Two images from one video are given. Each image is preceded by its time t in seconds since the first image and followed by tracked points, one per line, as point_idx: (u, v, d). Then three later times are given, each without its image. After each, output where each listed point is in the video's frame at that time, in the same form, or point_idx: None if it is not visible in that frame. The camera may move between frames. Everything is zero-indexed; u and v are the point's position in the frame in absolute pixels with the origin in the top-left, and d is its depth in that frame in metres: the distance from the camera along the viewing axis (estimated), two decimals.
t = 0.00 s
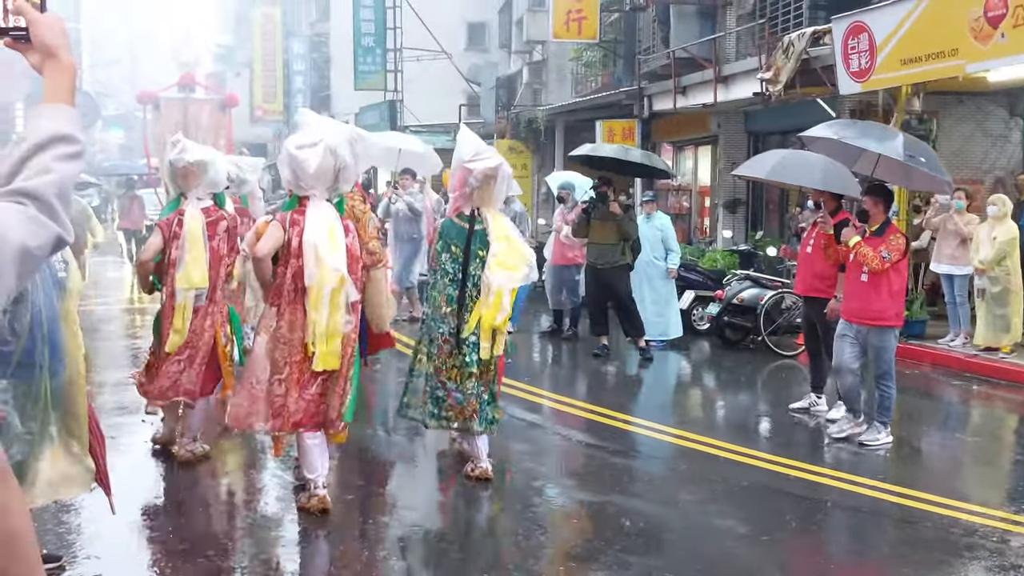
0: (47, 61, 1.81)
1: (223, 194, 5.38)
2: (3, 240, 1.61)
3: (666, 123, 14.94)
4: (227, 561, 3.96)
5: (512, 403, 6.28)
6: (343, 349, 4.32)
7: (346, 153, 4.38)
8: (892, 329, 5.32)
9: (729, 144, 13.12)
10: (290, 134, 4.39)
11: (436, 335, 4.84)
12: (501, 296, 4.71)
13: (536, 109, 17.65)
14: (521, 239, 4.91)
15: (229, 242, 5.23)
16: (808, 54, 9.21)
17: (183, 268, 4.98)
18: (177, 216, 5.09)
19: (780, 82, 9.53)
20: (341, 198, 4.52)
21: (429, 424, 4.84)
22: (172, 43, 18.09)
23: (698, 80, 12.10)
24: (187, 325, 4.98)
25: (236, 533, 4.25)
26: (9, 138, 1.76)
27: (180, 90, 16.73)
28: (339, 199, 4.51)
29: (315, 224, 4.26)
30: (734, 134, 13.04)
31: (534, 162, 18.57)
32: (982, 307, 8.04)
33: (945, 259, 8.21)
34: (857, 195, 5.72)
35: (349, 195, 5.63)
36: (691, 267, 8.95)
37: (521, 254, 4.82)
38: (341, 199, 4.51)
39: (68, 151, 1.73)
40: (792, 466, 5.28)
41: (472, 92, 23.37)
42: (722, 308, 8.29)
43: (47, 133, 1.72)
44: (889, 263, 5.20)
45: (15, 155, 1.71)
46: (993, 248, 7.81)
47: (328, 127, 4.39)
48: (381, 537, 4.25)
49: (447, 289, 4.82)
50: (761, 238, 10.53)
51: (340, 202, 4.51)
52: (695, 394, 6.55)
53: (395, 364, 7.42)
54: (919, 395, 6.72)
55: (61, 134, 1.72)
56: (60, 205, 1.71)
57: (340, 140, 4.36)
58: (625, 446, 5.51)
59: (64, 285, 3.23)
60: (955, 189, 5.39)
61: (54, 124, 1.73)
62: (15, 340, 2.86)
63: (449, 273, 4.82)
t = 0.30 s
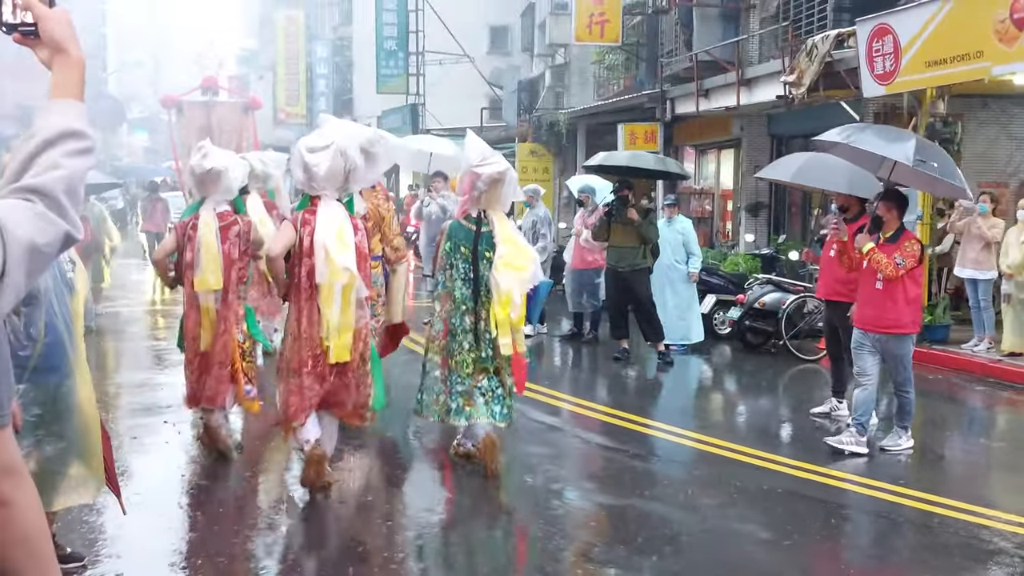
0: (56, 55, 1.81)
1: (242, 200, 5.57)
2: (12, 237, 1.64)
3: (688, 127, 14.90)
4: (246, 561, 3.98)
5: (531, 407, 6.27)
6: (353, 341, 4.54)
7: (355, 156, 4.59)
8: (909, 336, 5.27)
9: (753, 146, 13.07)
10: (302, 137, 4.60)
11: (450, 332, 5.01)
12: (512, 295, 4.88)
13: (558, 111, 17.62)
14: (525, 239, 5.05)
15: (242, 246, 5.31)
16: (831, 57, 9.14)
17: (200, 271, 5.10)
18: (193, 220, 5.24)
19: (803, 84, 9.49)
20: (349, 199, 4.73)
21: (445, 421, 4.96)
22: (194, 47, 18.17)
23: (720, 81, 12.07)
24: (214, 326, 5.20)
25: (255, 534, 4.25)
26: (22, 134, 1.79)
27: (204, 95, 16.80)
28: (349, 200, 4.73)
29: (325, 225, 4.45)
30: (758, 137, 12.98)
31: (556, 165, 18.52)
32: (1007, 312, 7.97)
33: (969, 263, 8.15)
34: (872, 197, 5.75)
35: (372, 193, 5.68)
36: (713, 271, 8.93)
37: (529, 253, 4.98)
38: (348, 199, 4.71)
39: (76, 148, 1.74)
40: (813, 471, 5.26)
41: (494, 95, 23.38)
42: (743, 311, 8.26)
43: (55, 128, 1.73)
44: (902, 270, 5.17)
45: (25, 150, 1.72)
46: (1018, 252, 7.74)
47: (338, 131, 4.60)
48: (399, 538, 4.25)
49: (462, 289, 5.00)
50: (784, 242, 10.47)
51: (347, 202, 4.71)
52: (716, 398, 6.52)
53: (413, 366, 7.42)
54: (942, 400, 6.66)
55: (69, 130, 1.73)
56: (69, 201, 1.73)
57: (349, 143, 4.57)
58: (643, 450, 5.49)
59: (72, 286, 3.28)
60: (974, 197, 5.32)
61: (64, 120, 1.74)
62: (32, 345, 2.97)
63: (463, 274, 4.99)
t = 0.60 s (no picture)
0: (70, 61, 1.80)
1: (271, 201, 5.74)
2: (27, 242, 1.62)
3: (709, 129, 14.84)
4: (265, 562, 3.99)
5: (550, 410, 6.26)
6: (367, 337, 4.63)
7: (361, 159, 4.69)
8: (910, 341, 5.22)
9: (775, 148, 13.01)
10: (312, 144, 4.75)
11: (458, 328, 5.23)
12: (518, 293, 5.11)
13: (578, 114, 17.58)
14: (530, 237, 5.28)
15: (265, 245, 5.49)
16: (854, 58, 9.08)
17: (222, 267, 5.25)
18: (218, 217, 5.39)
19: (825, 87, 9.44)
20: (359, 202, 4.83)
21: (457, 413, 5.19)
22: (214, 50, 18.20)
23: (742, 84, 12.02)
24: (232, 319, 5.30)
25: (274, 534, 4.27)
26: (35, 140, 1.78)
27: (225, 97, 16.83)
28: (358, 203, 4.82)
29: (333, 228, 4.58)
30: (780, 139, 12.91)
31: (576, 168, 18.48)
32: None
33: (994, 266, 8.08)
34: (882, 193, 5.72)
35: (390, 197, 5.64)
36: (734, 274, 8.91)
37: (533, 251, 5.21)
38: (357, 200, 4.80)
39: (90, 153, 1.73)
40: (833, 476, 5.23)
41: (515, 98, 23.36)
42: (764, 315, 8.23)
43: (70, 134, 1.72)
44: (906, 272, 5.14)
45: (41, 155, 1.71)
46: None
47: (345, 137, 4.74)
48: (417, 540, 4.25)
49: (469, 287, 5.22)
50: (806, 245, 10.42)
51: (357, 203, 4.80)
52: (735, 402, 6.49)
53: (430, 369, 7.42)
54: (964, 405, 6.61)
55: (83, 135, 1.73)
56: (84, 207, 1.71)
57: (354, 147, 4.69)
58: (663, 454, 5.48)
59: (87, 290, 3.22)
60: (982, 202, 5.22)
61: (78, 125, 1.74)
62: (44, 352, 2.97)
63: (472, 272, 5.21)
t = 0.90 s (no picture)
0: (79, 63, 1.77)
1: (296, 196, 5.98)
2: (38, 246, 1.61)
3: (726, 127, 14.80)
4: (283, 561, 4.00)
5: (567, 411, 6.25)
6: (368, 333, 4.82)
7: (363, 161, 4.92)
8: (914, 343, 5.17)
9: (794, 146, 12.95)
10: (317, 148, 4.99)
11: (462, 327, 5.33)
12: (519, 295, 5.20)
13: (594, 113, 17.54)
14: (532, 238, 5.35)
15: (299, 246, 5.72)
16: (873, 58, 9.04)
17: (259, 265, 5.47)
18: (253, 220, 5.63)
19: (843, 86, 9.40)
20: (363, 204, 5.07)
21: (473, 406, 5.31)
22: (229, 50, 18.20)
23: (761, 83, 11.97)
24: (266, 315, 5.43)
25: (292, 533, 4.29)
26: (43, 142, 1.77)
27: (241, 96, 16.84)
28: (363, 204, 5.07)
29: (336, 228, 4.78)
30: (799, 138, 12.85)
31: (593, 168, 18.45)
32: None
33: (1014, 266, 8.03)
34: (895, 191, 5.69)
35: (405, 197, 5.76)
36: (751, 274, 8.89)
37: (534, 253, 5.28)
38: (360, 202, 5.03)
39: (101, 156, 1.73)
40: (852, 477, 5.21)
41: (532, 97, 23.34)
42: (783, 314, 8.20)
43: (79, 139, 1.72)
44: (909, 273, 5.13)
45: (49, 159, 1.72)
46: None
47: (348, 139, 4.97)
48: (433, 540, 4.26)
49: (473, 287, 5.31)
50: (824, 245, 10.37)
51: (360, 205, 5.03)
52: (752, 403, 6.47)
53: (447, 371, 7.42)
54: (984, 406, 6.57)
55: (93, 139, 1.73)
56: (93, 210, 1.71)
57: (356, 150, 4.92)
58: (680, 454, 5.47)
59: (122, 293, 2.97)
60: (993, 202, 5.19)
61: (89, 128, 1.74)
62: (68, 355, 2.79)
63: (474, 273, 5.30)
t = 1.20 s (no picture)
0: (92, 63, 1.75)
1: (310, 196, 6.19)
2: (52, 246, 1.61)
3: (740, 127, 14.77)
4: (295, 560, 4.00)
5: (582, 411, 6.25)
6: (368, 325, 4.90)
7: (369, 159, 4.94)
8: (921, 345, 5.12)
9: (808, 145, 12.91)
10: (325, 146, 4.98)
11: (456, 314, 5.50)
12: (511, 287, 5.37)
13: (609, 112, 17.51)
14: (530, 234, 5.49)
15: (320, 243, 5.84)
16: (888, 56, 9.01)
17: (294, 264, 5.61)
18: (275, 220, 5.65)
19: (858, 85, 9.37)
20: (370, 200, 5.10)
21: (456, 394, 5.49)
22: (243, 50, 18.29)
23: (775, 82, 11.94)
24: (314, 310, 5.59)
25: (305, 532, 4.30)
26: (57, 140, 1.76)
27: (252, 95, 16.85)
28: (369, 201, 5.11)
29: (343, 224, 4.80)
30: (813, 136, 12.81)
31: (606, 167, 18.42)
32: None
33: None
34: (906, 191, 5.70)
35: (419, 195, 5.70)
36: (766, 273, 8.87)
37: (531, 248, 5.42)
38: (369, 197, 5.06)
39: (114, 156, 1.72)
40: (868, 477, 5.19)
41: (546, 96, 23.30)
42: (797, 314, 8.18)
43: (92, 138, 1.71)
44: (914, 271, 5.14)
45: (63, 160, 1.71)
46: None
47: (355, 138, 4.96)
48: (447, 540, 4.26)
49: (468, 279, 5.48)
50: (839, 244, 10.34)
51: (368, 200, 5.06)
52: (767, 403, 6.45)
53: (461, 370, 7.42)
54: (1000, 406, 6.53)
55: (107, 140, 1.71)
56: (108, 209, 1.70)
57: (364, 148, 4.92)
58: (695, 454, 5.45)
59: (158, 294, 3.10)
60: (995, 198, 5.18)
61: (102, 127, 1.73)
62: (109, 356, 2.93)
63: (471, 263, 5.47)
